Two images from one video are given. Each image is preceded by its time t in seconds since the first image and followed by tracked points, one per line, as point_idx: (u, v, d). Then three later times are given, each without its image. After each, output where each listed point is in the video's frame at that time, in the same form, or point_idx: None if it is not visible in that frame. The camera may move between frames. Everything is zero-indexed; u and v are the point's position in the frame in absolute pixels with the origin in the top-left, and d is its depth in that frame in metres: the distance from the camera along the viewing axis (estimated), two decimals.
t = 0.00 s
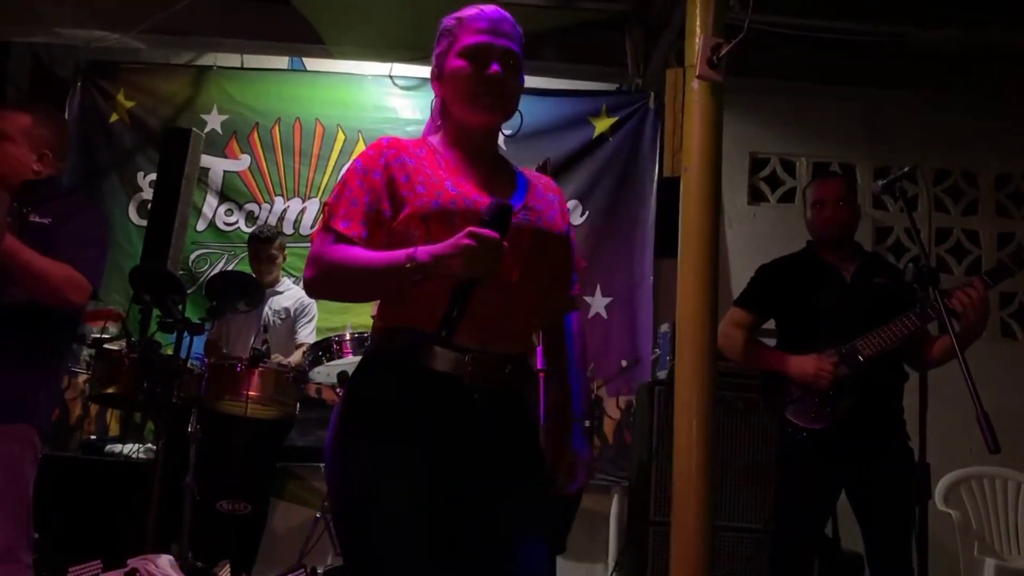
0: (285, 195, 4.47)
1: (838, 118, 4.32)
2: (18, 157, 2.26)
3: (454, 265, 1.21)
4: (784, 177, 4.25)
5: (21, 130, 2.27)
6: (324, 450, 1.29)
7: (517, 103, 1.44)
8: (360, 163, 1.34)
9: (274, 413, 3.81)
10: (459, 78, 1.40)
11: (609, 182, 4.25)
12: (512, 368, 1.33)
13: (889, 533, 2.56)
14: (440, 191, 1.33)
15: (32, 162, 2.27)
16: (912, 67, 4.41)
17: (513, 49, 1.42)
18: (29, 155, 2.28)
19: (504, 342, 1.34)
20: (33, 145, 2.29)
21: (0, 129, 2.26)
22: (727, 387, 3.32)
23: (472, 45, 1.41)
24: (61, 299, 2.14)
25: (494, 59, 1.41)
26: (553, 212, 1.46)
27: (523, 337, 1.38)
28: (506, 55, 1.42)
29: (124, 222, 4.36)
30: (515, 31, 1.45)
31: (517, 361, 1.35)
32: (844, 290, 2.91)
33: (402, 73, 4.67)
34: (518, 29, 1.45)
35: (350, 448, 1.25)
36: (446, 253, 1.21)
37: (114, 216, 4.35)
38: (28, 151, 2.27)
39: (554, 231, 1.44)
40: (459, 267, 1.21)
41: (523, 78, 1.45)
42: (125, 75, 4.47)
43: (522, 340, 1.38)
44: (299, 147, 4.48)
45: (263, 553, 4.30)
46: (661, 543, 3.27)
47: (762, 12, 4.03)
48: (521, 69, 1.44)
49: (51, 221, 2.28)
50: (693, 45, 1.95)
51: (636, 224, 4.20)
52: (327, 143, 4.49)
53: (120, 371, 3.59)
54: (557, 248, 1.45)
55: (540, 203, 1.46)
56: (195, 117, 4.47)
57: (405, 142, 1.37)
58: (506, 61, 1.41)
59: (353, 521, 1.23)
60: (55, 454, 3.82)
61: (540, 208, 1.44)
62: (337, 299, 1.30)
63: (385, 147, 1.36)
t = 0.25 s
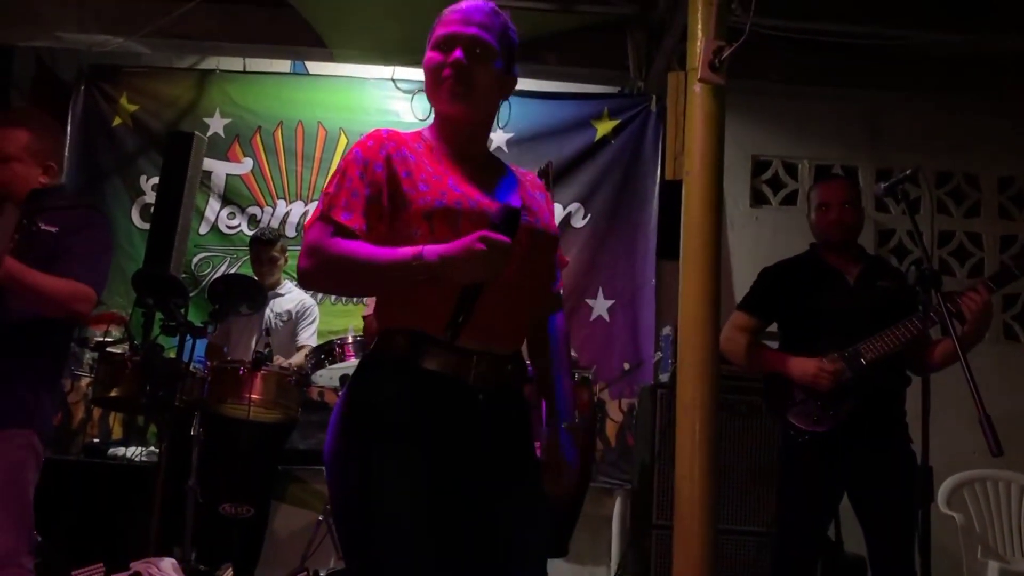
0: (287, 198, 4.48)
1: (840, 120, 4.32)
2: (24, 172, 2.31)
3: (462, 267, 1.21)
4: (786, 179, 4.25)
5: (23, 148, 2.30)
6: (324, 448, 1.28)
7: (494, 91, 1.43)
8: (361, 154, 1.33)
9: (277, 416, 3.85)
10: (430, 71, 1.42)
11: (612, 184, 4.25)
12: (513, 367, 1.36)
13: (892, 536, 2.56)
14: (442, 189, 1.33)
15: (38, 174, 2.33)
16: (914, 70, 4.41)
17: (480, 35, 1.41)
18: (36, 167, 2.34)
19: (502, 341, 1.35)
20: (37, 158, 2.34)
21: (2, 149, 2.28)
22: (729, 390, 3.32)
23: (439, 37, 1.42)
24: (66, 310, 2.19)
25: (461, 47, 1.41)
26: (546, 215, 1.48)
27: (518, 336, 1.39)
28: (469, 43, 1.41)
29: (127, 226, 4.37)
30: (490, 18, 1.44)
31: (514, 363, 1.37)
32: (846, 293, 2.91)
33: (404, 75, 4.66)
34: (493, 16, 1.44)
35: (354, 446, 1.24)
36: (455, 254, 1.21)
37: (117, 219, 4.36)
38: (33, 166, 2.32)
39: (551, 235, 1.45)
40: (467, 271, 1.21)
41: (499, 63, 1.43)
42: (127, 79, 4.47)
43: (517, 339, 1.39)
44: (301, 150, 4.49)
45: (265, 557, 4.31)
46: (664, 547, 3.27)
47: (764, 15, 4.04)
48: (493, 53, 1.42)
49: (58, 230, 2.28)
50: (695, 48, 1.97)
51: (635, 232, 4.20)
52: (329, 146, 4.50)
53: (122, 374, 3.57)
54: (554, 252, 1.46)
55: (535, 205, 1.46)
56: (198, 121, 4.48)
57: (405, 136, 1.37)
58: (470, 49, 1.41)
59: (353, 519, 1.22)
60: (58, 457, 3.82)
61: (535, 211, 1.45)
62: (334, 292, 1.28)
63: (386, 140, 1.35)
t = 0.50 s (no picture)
0: (289, 200, 4.49)
1: (841, 122, 4.32)
2: (35, 171, 2.32)
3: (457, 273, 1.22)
4: (787, 181, 4.25)
5: (33, 146, 2.30)
6: (324, 451, 1.29)
7: (490, 99, 1.42)
8: (361, 160, 1.33)
9: (279, 417, 3.83)
10: (427, 87, 1.43)
11: (613, 186, 4.26)
12: (512, 370, 1.34)
13: (892, 537, 2.56)
14: (442, 193, 1.33)
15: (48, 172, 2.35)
16: (915, 71, 4.42)
17: (471, 45, 1.40)
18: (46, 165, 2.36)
19: (502, 343, 1.34)
20: (47, 155, 2.34)
21: (10, 148, 2.28)
22: (730, 392, 3.32)
23: (432, 52, 1.42)
24: (67, 309, 2.18)
25: (453, 62, 1.41)
26: (548, 217, 1.47)
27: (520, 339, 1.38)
28: (463, 53, 1.40)
29: (128, 227, 4.37)
30: (481, 26, 1.43)
31: (516, 366, 1.35)
32: (847, 295, 2.91)
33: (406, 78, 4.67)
34: (485, 23, 1.43)
35: (352, 448, 1.25)
36: (451, 259, 1.22)
37: (119, 221, 4.36)
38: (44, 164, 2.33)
39: (552, 238, 1.45)
40: (463, 277, 1.22)
41: (493, 69, 1.42)
42: (129, 81, 4.48)
43: (519, 343, 1.39)
44: (303, 153, 4.50)
45: (267, 558, 4.31)
46: (665, 549, 3.27)
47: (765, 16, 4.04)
48: (486, 60, 1.41)
49: (61, 230, 2.31)
50: (695, 51, 1.97)
51: (635, 235, 4.20)
52: (331, 149, 4.50)
53: (125, 376, 3.56)
54: (555, 256, 1.46)
55: (537, 208, 1.46)
56: (199, 123, 4.49)
57: (406, 142, 1.38)
58: (464, 59, 1.40)
59: (352, 523, 1.23)
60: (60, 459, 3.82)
61: (537, 214, 1.45)
62: (335, 297, 1.28)
63: (386, 146, 1.36)
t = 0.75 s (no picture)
0: (290, 201, 4.49)
1: (842, 124, 4.32)
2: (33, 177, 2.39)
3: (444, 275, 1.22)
4: (788, 183, 4.26)
5: (25, 154, 2.37)
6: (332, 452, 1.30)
7: (494, 95, 1.41)
8: (367, 164, 1.36)
9: (280, 417, 3.83)
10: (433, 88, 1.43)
11: (614, 188, 4.26)
12: (513, 371, 1.33)
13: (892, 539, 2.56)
14: (438, 193, 1.33)
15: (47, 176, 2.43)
16: (915, 73, 4.42)
17: (474, 43, 1.40)
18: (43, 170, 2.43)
19: (502, 342, 1.34)
20: (40, 159, 2.41)
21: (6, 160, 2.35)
22: (730, 394, 3.32)
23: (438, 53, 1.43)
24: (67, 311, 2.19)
25: (455, 61, 1.40)
26: (562, 211, 1.44)
27: (532, 340, 1.38)
28: (465, 51, 1.40)
29: (130, 228, 4.38)
30: (484, 24, 1.42)
31: (522, 365, 1.35)
32: (848, 297, 2.91)
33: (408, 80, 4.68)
34: (487, 21, 1.42)
35: (353, 446, 1.27)
36: (438, 261, 1.22)
37: (120, 222, 4.37)
38: (40, 168, 2.40)
39: (560, 233, 1.42)
40: (449, 278, 1.22)
41: (497, 65, 1.40)
42: (130, 82, 4.49)
43: (532, 344, 1.38)
44: (304, 154, 4.50)
45: (267, 559, 4.31)
46: (665, 550, 3.27)
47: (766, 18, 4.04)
48: (489, 57, 1.40)
49: (64, 232, 2.35)
50: (697, 53, 1.97)
51: (636, 237, 4.21)
52: (332, 150, 4.51)
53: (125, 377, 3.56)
54: (567, 251, 1.44)
55: (549, 202, 1.44)
56: (201, 124, 4.49)
57: (412, 145, 1.39)
58: (466, 58, 1.40)
59: (352, 524, 1.24)
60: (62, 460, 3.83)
61: (546, 208, 1.42)
62: (341, 300, 1.32)
63: (392, 150, 1.38)
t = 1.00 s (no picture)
0: (291, 202, 4.49)
1: (843, 125, 4.32)
2: (28, 178, 2.44)
3: (440, 269, 1.24)
4: (788, 185, 4.26)
5: (15, 156, 2.41)
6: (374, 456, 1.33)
7: (505, 94, 1.39)
8: (386, 179, 1.43)
9: (280, 418, 3.84)
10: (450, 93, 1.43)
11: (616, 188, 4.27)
12: (530, 371, 1.31)
13: (892, 540, 2.56)
14: (441, 197, 1.36)
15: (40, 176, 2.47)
16: (916, 75, 4.43)
17: (484, 45, 1.39)
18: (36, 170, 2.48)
19: (519, 339, 1.34)
20: (32, 160, 2.45)
21: None
22: (730, 395, 3.32)
23: (453, 60, 1.43)
24: (71, 316, 2.22)
25: (467, 64, 1.41)
26: (575, 197, 1.41)
27: (558, 335, 1.37)
28: (477, 52, 1.40)
29: (131, 228, 4.38)
30: (495, 26, 1.42)
31: (547, 364, 1.33)
32: (847, 298, 2.91)
33: (409, 81, 4.69)
34: (499, 23, 1.42)
35: (383, 451, 1.31)
36: (436, 258, 1.24)
37: (121, 222, 4.38)
38: (33, 169, 2.45)
39: (570, 220, 1.38)
40: (447, 274, 1.23)
41: (508, 64, 1.39)
42: (131, 82, 4.49)
43: (558, 340, 1.37)
44: (305, 154, 4.50)
45: (266, 560, 4.31)
46: (665, 551, 3.28)
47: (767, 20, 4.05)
48: (500, 58, 1.39)
49: (66, 233, 2.35)
50: (698, 54, 1.97)
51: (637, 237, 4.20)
52: (333, 150, 4.51)
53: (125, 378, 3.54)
54: (582, 242, 1.40)
55: (561, 190, 1.41)
56: (202, 124, 4.50)
57: (427, 154, 1.43)
58: (477, 60, 1.40)
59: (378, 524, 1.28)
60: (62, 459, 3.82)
61: (554, 195, 1.39)
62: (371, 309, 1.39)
63: (409, 161, 1.43)
